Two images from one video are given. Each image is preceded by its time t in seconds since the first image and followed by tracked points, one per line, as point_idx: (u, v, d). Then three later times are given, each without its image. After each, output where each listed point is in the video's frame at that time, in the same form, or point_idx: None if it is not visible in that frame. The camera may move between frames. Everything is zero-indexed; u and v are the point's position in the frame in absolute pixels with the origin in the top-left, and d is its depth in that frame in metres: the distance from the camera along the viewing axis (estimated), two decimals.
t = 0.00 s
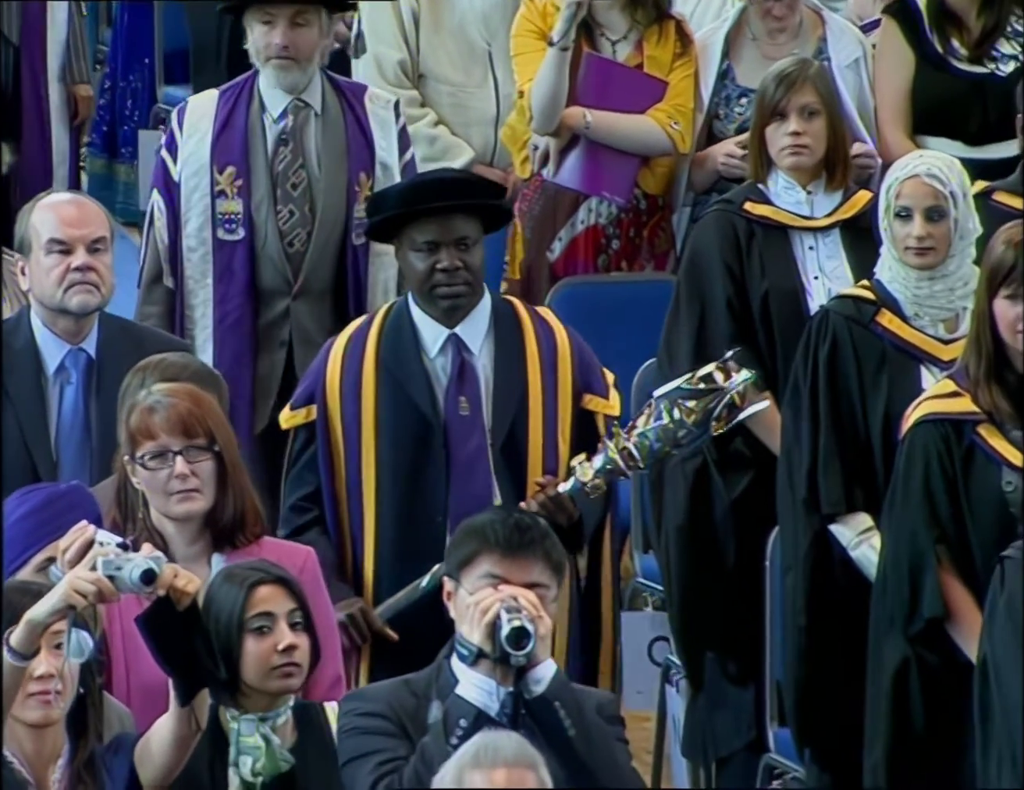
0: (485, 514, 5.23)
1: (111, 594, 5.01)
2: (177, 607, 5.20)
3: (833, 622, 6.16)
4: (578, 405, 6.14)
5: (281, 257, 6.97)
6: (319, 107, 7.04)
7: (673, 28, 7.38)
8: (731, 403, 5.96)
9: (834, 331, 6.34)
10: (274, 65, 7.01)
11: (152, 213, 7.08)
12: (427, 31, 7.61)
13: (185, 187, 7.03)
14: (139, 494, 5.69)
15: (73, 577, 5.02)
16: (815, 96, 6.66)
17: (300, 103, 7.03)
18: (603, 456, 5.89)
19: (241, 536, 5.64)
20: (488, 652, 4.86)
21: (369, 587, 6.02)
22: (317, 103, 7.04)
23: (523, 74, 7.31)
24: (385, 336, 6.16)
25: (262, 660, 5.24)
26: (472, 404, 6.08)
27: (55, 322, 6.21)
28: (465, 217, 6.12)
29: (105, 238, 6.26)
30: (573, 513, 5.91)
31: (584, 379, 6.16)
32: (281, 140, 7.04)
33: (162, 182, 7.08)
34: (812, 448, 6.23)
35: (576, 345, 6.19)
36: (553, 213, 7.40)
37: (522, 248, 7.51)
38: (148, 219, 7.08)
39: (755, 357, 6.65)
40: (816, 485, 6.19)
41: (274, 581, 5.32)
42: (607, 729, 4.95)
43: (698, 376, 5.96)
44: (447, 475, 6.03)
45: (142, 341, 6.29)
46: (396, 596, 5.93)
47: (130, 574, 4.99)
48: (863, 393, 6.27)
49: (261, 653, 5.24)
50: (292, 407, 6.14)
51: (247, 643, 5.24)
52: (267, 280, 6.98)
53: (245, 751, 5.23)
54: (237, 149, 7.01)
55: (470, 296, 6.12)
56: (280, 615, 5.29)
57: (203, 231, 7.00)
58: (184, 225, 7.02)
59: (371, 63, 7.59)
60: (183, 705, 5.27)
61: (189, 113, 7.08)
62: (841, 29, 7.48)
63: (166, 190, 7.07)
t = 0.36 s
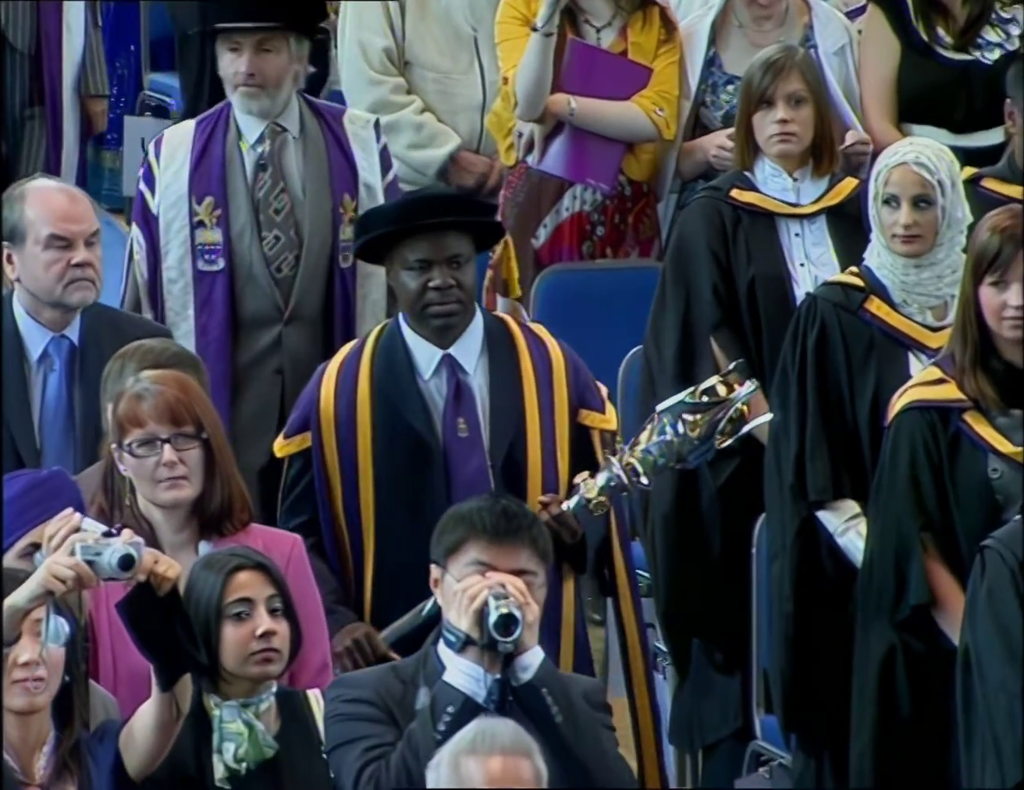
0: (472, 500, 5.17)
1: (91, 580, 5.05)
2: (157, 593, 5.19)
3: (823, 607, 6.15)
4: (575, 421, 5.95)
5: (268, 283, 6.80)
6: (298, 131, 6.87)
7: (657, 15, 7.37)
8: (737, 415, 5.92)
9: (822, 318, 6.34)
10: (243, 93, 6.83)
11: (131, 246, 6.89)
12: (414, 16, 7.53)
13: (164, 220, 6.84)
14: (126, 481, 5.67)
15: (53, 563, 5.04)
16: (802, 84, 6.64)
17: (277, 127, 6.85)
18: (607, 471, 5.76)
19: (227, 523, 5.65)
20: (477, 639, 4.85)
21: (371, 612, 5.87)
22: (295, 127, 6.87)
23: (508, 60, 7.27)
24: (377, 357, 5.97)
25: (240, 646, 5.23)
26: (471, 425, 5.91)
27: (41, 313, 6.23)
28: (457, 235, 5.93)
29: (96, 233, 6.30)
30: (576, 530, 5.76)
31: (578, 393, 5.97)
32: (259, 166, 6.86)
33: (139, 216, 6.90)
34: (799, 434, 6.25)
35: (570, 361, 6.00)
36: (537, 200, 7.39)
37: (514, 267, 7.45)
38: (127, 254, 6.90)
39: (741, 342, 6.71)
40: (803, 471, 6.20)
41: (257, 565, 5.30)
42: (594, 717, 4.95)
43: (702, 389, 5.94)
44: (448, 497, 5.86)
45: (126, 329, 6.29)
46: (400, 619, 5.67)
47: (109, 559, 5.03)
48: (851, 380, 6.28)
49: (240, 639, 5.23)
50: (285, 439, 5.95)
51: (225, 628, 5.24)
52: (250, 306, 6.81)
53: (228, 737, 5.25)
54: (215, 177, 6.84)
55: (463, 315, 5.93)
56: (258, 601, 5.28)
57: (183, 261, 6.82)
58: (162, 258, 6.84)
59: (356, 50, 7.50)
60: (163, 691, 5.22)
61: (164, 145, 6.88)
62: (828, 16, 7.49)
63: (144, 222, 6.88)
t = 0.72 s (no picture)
0: (445, 481, 5.11)
1: (61, 564, 4.98)
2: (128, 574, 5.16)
3: (792, 584, 6.17)
4: (543, 421, 5.87)
5: (240, 272, 6.81)
6: (262, 116, 6.86)
7: None
8: (718, 407, 5.84)
9: (797, 297, 6.35)
10: (207, 84, 6.81)
11: (101, 245, 6.89)
12: None
13: (132, 217, 6.85)
14: (98, 459, 5.67)
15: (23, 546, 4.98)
16: (774, 64, 6.66)
17: (240, 114, 6.84)
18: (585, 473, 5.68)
19: (201, 504, 5.64)
20: (449, 620, 4.83)
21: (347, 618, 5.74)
22: (258, 113, 6.86)
23: (479, 40, 7.27)
24: (348, 354, 5.88)
25: (222, 624, 5.23)
26: (444, 424, 5.82)
27: (14, 297, 6.24)
28: (432, 232, 5.85)
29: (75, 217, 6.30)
30: (552, 531, 5.69)
31: (547, 394, 5.89)
32: (225, 155, 6.84)
33: (109, 213, 6.90)
34: (772, 416, 6.26)
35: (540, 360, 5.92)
36: (509, 182, 7.35)
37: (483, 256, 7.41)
38: (98, 252, 6.89)
39: (713, 323, 6.73)
40: (777, 452, 6.21)
41: (238, 544, 5.29)
42: (567, 697, 4.99)
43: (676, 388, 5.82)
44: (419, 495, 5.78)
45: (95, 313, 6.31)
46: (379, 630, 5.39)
47: (79, 541, 4.97)
48: (826, 362, 6.28)
49: (221, 616, 5.23)
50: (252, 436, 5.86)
51: (205, 607, 5.22)
52: (222, 297, 6.81)
53: (204, 717, 5.23)
54: (182, 169, 6.83)
55: (435, 314, 5.84)
56: (239, 578, 5.27)
57: (155, 256, 6.82)
58: (134, 255, 6.85)
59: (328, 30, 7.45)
60: (135, 674, 5.22)
61: (128, 139, 6.88)
62: None
63: (114, 220, 6.88)
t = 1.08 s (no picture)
0: (428, 459, 5.12)
1: (42, 540, 4.96)
2: (108, 552, 5.11)
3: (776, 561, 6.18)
4: (548, 426, 5.83)
5: (246, 282, 6.73)
6: (273, 126, 6.78)
7: None
8: (717, 418, 5.80)
9: (780, 276, 6.35)
10: (240, 91, 6.72)
11: (107, 250, 6.75)
12: None
13: (140, 223, 6.74)
14: (81, 437, 5.66)
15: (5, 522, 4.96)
16: (757, 42, 6.66)
17: (254, 124, 6.75)
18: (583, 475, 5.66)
19: (185, 481, 5.66)
20: (434, 598, 4.84)
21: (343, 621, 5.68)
22: (270, 122, 6.77)
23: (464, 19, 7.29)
24: (351, 356, 5.84)
25: (205, 599, 5.22)
26: (444, 430, 5.78)
27: None
28: (438, 233, 5.78)
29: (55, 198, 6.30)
30: (553, 536, 5.61)
31: (552, 401, 5.85)
32: (237, 164, 6.77)
33: (115, 217, 6.77)
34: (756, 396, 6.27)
35: (545, 366, 5.89)
36: (493, 158, 7.33)
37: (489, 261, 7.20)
38: (103, 257, 6.75)
39: (696, 301, 6.75)
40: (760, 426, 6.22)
41: (216, 521, 5.32)
42: (551, 676, 4.99)
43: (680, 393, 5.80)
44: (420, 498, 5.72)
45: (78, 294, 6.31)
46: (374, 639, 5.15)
47: (60, 517, 4.93)
48: (809, 337, 6.30)
49: (204, 592, 5.23)
50: (252, 438, 5.83)
51: (188, 582, 5.22)
52: (229, 307, 6.73)
53: (188, 695, 5.23)
54: (193, 177, 6.74)
55: (441, 314, 5.79)
56: (219, 554, 5.28)
57: (162, 265, 6.72)
58: (141, 263, 6.73)
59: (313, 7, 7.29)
60: (116, 651, 5.20)
61: (137, 142, 6.77)
62: None
63: (120, 225, 6.75)
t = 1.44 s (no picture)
0: (407, 427, 5.11)
1: (20, 505, 4.96)
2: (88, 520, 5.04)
3: (755, 531, 6.17)
4: (587, 419, 5.69)
5: (279, 273, 6.65)
6: (319, 116, 6.69)
7: None
8: (751, 410, 5.70)
9: (760, 242, 6.37)
10: (299, 77, 6.63)
11: (140, 227, 6.71)
12: None
13: (175, 203, 6.67)
14: (64, 405, 5.66)
15: None
16: (736, 12, 6.64)
17: (300, 111, 6.66)
18: (614, 471, 5.52)
19: (166, 451, 5.66)
20: (414, 567, 4.85)
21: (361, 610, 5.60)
22: (317, 111, 6.69)
23: None
24: (387, 347, 5.69)
25: (183, 567, 5.21)
26: (478, 420, 5.63)
27: None
28: (474, 221, 5.67)
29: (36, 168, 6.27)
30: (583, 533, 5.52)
31: (593, 395, 5.71)
32: (280, 151, 6.69)
33: (151, 196, 6.71)
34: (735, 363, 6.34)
35: (585, 357, 5.73)
36: (474, 126, 7.31)
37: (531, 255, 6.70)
38: (136, 236, 6.71)
39: (678, 269, 6.77)
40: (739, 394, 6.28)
41: (189, 488, 5.31)
42: (530, 643, 5.01)
43: (711, 384, 5.66)
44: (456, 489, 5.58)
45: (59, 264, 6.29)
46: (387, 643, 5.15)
47: (40, 484, 4.94)
48: (790, 305, 6.32)
49: (181, 561, 5.22)
50: (287, 428, 5.68)
51: (166, 552, 5.22)
52: (259, 295, 6.66)
53: (168, 665, 5.18)
54: (232, 162, 6.67)
55: (476, 305, 5.67)
56: (197, 522, 5.29)
57: (195, 246, 6.65)
58: (173, 242, 6.67)
59: None
60: (96, 619, 5.14)
61: (179, 120, 6.70)
62: None
63: (156, 202, 6.70)
